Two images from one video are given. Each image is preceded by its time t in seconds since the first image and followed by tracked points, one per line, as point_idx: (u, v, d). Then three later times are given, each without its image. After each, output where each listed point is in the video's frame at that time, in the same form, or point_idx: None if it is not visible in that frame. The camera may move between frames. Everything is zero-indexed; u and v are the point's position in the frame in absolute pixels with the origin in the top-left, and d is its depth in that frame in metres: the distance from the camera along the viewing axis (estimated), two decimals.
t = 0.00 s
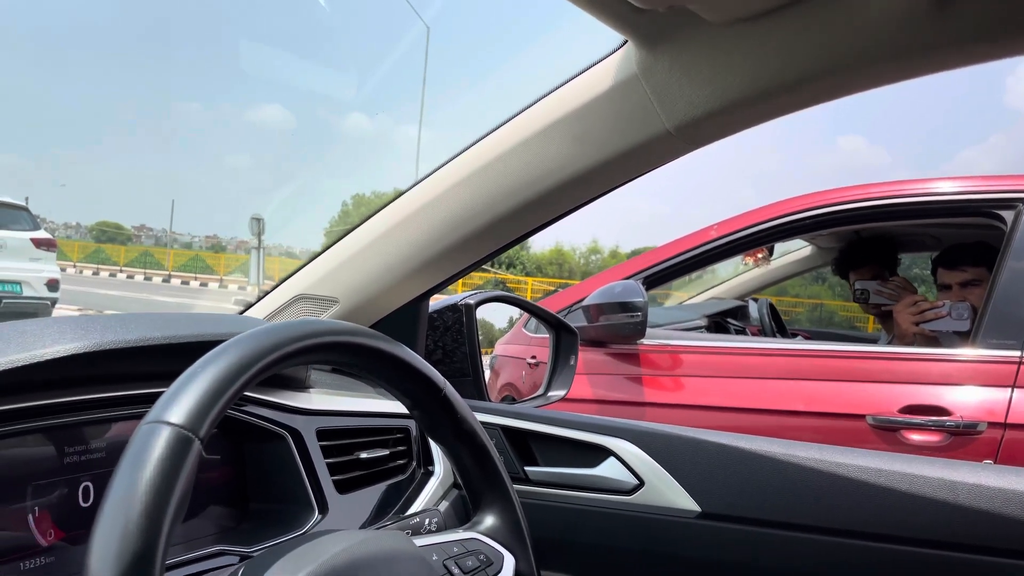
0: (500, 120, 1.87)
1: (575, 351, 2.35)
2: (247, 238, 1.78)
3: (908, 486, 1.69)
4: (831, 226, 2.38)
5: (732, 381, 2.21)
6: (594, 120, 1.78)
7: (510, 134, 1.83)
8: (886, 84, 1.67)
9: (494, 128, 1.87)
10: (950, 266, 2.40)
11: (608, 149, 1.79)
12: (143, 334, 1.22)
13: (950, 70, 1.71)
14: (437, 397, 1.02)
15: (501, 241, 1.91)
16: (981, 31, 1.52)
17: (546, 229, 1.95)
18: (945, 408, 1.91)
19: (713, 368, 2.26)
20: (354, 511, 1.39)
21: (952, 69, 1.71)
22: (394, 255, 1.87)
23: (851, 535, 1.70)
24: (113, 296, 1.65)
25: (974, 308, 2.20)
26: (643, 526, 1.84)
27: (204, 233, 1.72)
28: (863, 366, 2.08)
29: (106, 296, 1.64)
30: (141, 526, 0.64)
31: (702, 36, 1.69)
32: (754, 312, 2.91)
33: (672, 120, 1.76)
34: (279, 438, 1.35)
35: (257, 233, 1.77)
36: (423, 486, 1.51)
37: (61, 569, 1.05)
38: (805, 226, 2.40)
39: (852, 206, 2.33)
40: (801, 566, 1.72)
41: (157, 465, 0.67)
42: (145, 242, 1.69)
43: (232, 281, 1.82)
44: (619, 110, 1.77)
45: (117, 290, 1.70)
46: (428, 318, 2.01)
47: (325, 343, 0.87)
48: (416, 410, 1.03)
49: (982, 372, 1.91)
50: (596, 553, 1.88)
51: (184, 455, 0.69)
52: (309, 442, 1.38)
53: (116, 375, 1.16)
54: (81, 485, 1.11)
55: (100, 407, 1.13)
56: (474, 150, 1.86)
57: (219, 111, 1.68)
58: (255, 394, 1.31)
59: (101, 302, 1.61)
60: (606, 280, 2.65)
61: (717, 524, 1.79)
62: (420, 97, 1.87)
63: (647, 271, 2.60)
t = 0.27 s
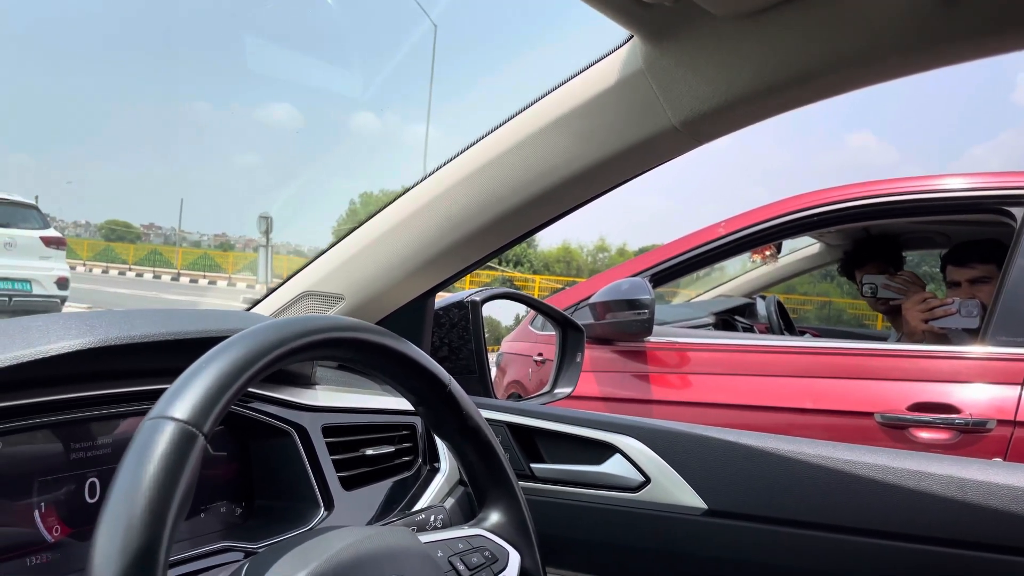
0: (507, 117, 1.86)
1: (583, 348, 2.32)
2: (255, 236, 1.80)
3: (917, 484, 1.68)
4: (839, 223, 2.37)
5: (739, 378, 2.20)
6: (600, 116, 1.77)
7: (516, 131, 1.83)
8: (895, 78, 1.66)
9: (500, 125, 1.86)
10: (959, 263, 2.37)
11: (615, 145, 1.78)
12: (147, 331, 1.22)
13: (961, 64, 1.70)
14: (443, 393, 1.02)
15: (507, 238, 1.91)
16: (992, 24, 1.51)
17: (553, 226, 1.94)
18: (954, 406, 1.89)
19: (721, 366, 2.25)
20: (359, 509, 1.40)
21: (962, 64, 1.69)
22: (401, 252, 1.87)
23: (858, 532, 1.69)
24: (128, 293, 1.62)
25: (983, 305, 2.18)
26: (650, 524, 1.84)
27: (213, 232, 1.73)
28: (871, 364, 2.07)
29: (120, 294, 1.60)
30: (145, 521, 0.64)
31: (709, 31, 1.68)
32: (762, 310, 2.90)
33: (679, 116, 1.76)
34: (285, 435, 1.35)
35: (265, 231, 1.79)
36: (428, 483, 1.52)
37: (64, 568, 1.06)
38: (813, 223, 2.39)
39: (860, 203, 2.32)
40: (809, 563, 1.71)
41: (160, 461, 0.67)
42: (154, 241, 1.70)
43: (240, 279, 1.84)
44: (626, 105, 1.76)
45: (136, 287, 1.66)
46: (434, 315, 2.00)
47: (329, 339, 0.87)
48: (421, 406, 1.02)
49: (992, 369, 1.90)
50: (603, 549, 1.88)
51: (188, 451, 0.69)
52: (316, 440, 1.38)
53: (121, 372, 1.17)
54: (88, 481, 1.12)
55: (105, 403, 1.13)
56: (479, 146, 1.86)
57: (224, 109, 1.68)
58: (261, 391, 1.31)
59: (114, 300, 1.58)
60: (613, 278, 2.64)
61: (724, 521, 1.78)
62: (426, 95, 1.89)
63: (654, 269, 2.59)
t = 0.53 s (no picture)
0: (516, 117, 1.87)
1: (592, 346, 2.33)
2: (265, 235, 1.81)
3: (928, 484, 1.68)
4: (849, 222, 2.36)
5: (749, 378, 2.20)
6: (610, 117, 1.77)
7: (526, 131, 1.83)
8: (906, 78, 1.65)
9: (510, 126, 1.87)
10: (970, 263, 2.37)
11: (625, 146, 1.78)
12: (161, 331, 1.24)
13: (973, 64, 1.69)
14: (454, 393, 1.03)
15: (516, 238, 1.91)
16: (1004, 24, 1.50)
17: (562, 225, 1.95)
18: (965, 406, 1.88)
19: (730, 365, 2.25)
20: (371, 508, 1.40)
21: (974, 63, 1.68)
22: (411, 252, 1.88)
23: (869, 532, 1.69)
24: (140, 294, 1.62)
25: (994, 305, 2.17)
26: (659, 523, 1.84)
27: (223, 231, 1.73)
28: (882, 364, 2.06)
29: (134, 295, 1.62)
30: (162, 518, 0.65)
31: (719, 32, 1.68)
32: (771, 309, 2.90)
33: (689, 116, 1.75)
34: (296, 434, 1.36)
35: (275, 230, 1.81)
36: (438, 483, 1.52)
37: (80, 565, 1.08)
38: (822, 222, 2.38)
39: (870, 202, 2.31)
40: (818, 563, 1.71)
41: (177, 459, 0.68)
42: (164, 240, 1.71)
43: (249, 278, 1.86)
44: (635, 106, 1.76)
45: (146, 285, 1.67)
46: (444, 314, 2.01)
47: (341, 338, 0.88)
48: (432, 406, 1.03)
49: (1004, 369, 1.89)
50: (613, 549, 1.88)
51: (204, 449, 0.70)
52: (327, 439, 1.39)
53: (136, 371, 1.18)
54: (103, 478, 1.14)
55: (121, 402, 1.15)
56: (489, 147, 1.86)
57: (236, 110, 1.69)
58: (273, 390, 1.33)
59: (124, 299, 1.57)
60: (622, 277, 2.64)
61: (734, 521, 1.78)
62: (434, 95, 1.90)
63: (663, 268, 2.59)
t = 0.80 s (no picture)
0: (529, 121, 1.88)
1: (605, 349, 2.32)
2: (277, 235, 1.81)
3: (941, 487, 1.68)
4: (861, 224, 2.35)
5: (762, 380, 2.19)
6: (624, 120, 1.78)
7: (540, 135, 1.84)
8: (921, 81, 1.64)
9: (523, 129, 1.87)
10: (985, 265, 2.35)
11: (638, 150, 1.79)
12: (181, 332, 1.25)
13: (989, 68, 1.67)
14: (469, 395, 1.04)
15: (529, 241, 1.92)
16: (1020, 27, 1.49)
17: (575, 228, 1.95)
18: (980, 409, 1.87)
19: (743, 367, 2.24)
20: (385, 508, 1.42)
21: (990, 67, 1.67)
22: (424, 253, 1.89)
23: (882, 535, 1.68)
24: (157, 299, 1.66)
25: (1009, 307, 2.17)
26: (672, 525, 1.84)
27: (235, 232, 1.75)
28: (895, 366, 2.05)
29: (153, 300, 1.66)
30: (184, 518, 0.67)
31: (736, 35, 1.68)
32: (784, 311, 2.89)
33: (703, 120, 1.76)
34: (313, 434, 1.38)
35: (287, 230, 1.81)
36: (452, 483, 1.54)
37: (99, 564, 1.09)
38: (835, 224, 2.37)
39: (883, 204, 2.30)
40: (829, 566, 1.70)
41: (199, 459, 0.69)
42: (177, 240, 1.74)
43: (262, 278, 1.86)
44: (649, 110, 1.76)
45: (159, 287, 1.75)
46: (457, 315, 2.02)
47: (358, 341, 0.89)
48: (447, 408, 1.04)
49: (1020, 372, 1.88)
50: (625, 550, 1.89)
51: (225, 450, 0.71)
52: (343, 440, 1.41)
53: (156, 372, 1.20)
54: (123, 478, 1.15)
55: (141, 403, 1.17)
56: (503, 151, 1.87)
57: (251, 114, 1.71)
58: (291, 391, 1.34)
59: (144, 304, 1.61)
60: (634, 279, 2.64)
61: (747, 523, 1.78)
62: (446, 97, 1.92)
63: (675, 270, 2.59)
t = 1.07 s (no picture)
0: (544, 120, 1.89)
1: (618, 346, 2.33)
2: (288, 235, 1.83)
3: (955, 486, 1.68)
4: (874, 225, 2.35)
5: (774, 380, 2.20)
6: (640, 118, 1.79)
7: (556, 134, 1.85)
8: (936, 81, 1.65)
9: (539, 128, 1.89)
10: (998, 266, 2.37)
11: (654, 148, 1.80)
12: (204, 325, 1.27)
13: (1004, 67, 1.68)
14: (486, 389, 1.05)
15: (542, 239, 1.94)
16: None
17: (588, 227, 1.96)
18: (993, 410, 1.87)
19: (755, 367, 2.25)
20: (402, 502, 1.44)
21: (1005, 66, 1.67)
22: (439, 251, 1.91)
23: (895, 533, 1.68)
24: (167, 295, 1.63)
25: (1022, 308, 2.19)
26: (684, 522, 1.85)
27: (246, 232, 1.77)
28: (907, 367, 2.05)
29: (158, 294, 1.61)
30: (213, 503, 0.68)
31: (754, 34, 1.69)
32: (796, 312, 2.89)
33: (719, 119, 1.76)
34: (330, 428, 1.40)
35: (298, 231, 1.82)
36: (467, 478, 1.56)
37: (121, 553, 1.11)
38: (848, 225, 2.36)
39: (896, 205, 2.29)
40: (842, 564, 1.71)
41: (227, 447, 0.71)
42: (189, 240, 1.75)
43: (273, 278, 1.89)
44: (666, 108, 1.77)
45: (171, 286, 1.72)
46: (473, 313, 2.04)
47: (379, 335, 0.91)
48: (464, 402, 1.05)
49: None
50: (637, 546, 1.90)
51: (252, 438, 0.73)
52: (360, 435, 1.43)
53: (179, 365, 1.22)
54: (146, 469, 1.17)
55: (164, 395, 1.19)
56: (519, 149, 1.89)
57: (270, 113, 1.73)
58: (309, 386, 1.36)
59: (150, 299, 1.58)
60: (646, 279, 2.65)
61: (760, 520, 1.79)
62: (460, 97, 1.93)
63: (687, 270, 2.60)
